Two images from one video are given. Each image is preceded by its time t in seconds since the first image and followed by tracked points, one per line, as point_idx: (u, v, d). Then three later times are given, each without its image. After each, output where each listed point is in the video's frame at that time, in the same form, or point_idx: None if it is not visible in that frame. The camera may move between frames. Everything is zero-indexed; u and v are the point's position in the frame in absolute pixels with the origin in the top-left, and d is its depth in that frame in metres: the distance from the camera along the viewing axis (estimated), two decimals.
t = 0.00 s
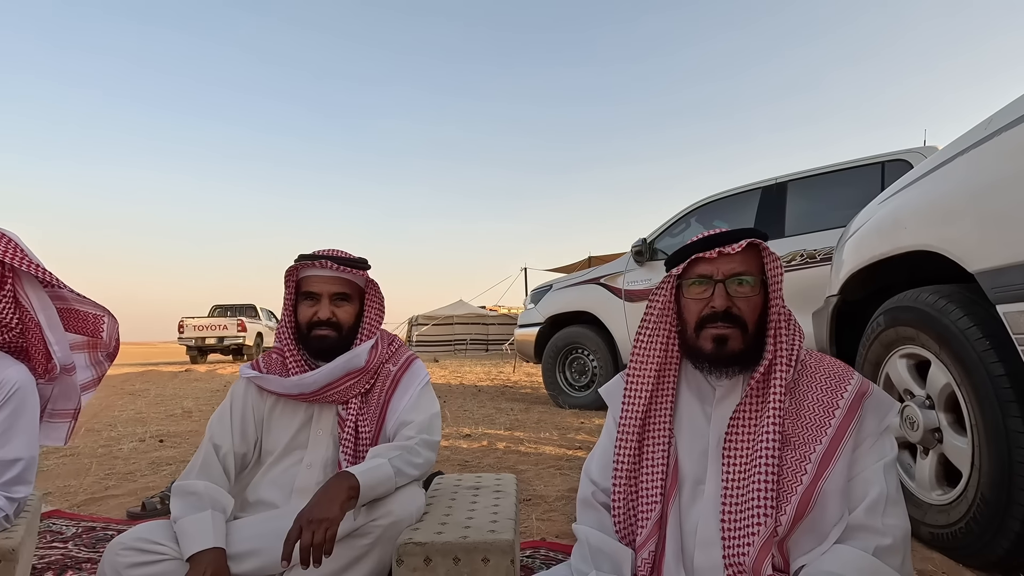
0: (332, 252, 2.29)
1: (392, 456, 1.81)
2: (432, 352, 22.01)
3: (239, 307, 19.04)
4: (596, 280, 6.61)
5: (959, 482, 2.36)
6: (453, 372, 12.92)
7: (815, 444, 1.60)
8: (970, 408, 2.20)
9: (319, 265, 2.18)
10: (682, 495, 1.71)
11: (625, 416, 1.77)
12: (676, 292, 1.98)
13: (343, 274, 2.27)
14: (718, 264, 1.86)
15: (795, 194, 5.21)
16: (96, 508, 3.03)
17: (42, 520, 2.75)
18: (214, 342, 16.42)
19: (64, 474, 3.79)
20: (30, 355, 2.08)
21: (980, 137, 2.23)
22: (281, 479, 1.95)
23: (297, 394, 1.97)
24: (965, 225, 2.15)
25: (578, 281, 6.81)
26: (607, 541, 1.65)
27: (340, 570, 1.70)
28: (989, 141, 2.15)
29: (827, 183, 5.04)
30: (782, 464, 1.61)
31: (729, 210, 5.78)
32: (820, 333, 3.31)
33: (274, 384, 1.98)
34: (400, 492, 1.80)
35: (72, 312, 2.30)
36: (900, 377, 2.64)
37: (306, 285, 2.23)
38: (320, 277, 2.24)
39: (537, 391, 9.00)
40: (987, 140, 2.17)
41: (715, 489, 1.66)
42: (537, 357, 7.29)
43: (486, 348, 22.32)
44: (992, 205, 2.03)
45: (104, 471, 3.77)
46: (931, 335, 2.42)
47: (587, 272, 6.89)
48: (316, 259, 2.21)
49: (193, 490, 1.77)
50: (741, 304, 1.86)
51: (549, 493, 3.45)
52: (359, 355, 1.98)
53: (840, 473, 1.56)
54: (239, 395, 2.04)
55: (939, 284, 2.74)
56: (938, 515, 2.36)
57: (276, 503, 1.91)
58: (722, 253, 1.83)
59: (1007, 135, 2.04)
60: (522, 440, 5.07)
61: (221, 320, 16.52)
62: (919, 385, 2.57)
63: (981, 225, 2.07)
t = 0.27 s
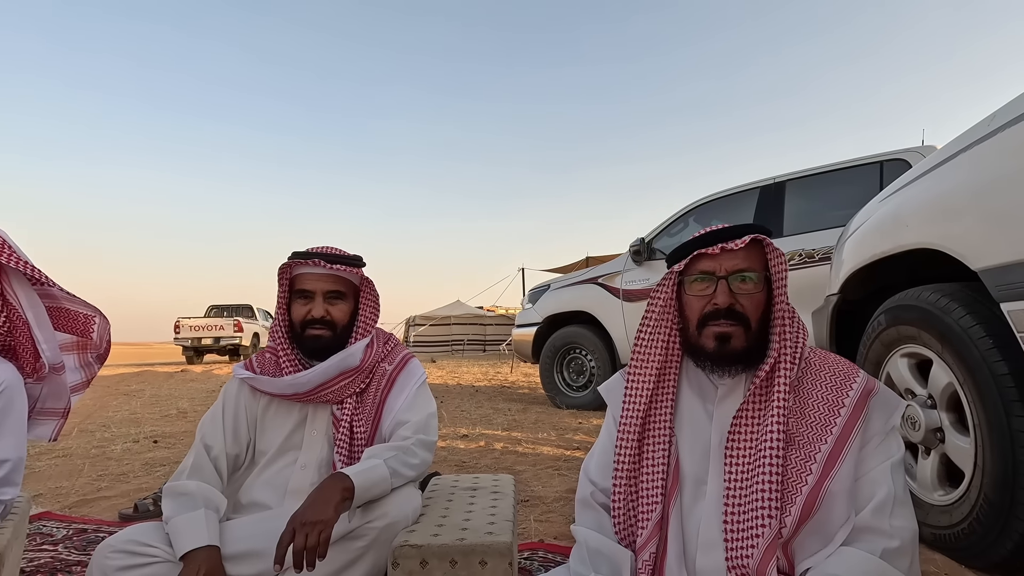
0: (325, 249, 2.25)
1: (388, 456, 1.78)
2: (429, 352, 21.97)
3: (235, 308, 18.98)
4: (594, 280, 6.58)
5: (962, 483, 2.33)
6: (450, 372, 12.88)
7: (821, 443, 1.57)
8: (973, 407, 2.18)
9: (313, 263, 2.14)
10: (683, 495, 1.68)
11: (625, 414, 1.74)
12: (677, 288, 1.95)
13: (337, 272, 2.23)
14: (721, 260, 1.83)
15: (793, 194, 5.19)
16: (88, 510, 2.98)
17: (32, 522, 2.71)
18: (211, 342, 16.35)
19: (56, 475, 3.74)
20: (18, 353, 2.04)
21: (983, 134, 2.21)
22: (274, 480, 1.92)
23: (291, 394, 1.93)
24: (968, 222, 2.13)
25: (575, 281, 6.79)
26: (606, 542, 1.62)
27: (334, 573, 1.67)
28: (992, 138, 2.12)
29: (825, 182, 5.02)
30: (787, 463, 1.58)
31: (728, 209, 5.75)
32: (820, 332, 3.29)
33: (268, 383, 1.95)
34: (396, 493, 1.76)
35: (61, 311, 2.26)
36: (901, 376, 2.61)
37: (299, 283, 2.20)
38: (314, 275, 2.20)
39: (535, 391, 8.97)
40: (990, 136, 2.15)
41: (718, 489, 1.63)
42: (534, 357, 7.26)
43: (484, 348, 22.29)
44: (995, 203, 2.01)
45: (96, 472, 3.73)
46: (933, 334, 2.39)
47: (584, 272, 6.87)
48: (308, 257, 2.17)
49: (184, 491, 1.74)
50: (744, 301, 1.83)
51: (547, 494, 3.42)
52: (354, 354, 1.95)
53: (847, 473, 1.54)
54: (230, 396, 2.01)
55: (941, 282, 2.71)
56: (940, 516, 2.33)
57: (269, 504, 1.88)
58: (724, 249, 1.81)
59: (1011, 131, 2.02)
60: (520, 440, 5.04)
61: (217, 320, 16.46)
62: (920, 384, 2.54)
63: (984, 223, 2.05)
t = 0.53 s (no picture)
0: (320, 249, 2.23)
1: (384, 458, 1.76)
2: (426, 353, 21.94)
3: (231, 308, 18.92)
4: (591, 280, 6.57)
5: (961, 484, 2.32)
6: (447, 373, 12.86)
7: (822, 443, 1.56)
8: (973, 408, 2.17)
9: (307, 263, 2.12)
10: (683, 497, 1.66)
11: (622, 414, 1.73)
12: (676, 287, 1.93)
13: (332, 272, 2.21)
14: (720, 259, 1.82)
15: (791, 194, 5.18)
16: (80, 512, 2.95)
17: (23, 525, 2.68)
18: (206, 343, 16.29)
19: (49, 477, 3.71)
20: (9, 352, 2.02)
21: (983, 133, 2.20)
22: (268, 482, 1.90)
23: (286, 395, 1.91)
24: (969, 222, 2.12)
25: (573, 282, 6.78)
26: (604, 545, 1.61)
27: None
28: (992, 138, 2.11)
29: (823, 183, 5.01)
30: (788, 464, 1.57)
31: (725, 210, 5.75)
32: (818, 333, 3.28)
33: (262, 384, 1.93)
34: (392, 495, 1.74)
35: (53, 311, 2.23)
36: (900, 377, 2.60)
37: (293, 283, 2.18)
38: (308, 275, 2.18)
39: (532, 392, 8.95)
40: (990, 136, 2.14)
41: (718, 490, 1.61)
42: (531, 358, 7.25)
43: (481, 349, 22.27)
44: (996, 202, 1.99)
45: (90, 474, 3.69)
46: (933, 334, 2.38)
47: (582, 273, 6.86)
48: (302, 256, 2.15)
49: (178, 492, 1.72)
50: (744, 300, 1.82)
51: (544, 495, 3.40)
52: (349, 355, 1.93)
53: (849, 474, 1.52)
54: (224, 396, 1.98)
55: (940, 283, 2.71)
56: (940, 517, 2.32)
57: (262, 507, 1.85)
58: (724, 247, 1.80)
59: (1011, 131, 2.00)
60: (517, 441, 5.02)
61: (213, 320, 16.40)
62: (919, 385, 2.53)
63: (985, 223, 2.04)
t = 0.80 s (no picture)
0: (315, 247, 2.21)
1: (380, 458, 1.75)
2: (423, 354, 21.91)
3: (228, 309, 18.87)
4: (589, 280, 6.56)
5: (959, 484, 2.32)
6: (444, 374, 12.84)
7: (821, 441, 1.55)
8: (971, 407, 2.17)
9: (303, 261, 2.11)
10: (681, 496, 1.65)
11: (619, 413, 1.72)
12: (674, 286, 1.93)
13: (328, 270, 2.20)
14: (718, 257, 1.81)
15: (788, 195, 5.18)
16: (74, 514, 2.93)
17: (15, 527, 2.65)
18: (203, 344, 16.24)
19: (42, 478, 3.68)
20: (10, 349, 2.04)
21: (980, 133, 2.19)
22: (263, 483, 1.88)
23: (281, 395, 1.90)
24: (966, 222, 2.12)
25: (570, 282, 6.77)
26: (603, 545, 1.60)
27: None
28: (990, 137, 2.11)
29: (820, 183, 5.02)
30: (786, 462, 1.56)
31: (722, 210, 5.75)
32: (815, 333, 3.28)
33: (257, 384, 1.91)
34: (389, 496, 1.73)
35: (39, 307, 2.24)
36: (898, 376, 2.60)
37: (289, 282, 2.16)
38: (304, 274, 2.17)
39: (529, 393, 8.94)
40: (988, 135, 2.14)
41: (716, 489, 1.60)
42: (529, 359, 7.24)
43: (478, 350, 22.25)
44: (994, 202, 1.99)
45: (83, 475, 3.67)
46: (930, 334, 2.38)
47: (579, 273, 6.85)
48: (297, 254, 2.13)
49: (172, 492, 1.70)
50: (741, 298, 1.81)
51: (541, 496, 3.39)
52: (345, 355, 1.92)
53: (848, 472, 1.52)
54: (218, 396, 1.97)
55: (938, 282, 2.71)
56: (938, 517, 2.32)
57: (258, 508, 1.84)
58: (722, 245, 1.79)
59: (1009, 130, 2.00)
60: (514, 442, 5.00)
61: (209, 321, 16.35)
62: (917, 385, 2.53)
63: (983, 222, 2.03)
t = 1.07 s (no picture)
0: (311, 247, 2.20)
1: (376, 459, 1.74)
2: (420, 355, 21.89)
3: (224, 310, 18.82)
4: (585, 281, 6.57)
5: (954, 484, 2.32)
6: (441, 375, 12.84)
7: (815, 442, 1.55)
8: (966, 408, 2.17)
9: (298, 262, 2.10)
10: (676, 496, 1.65)
11: (613, 413, 1.72)
12: (668, 287, 1.93)
13: (323, 271, 2.19)
14: (712, 257, 1.81)
15: (784, 196, 5.19)
16: (68, 516, 2.92)
17: (8, 529, 2.64)
18: (198, 345, 16.19)
19: (36, 479, 3.66)
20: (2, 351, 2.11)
21: (975, 135, 2.20)
22: (257, 485, 1.88)
23: (276, 396, 1.90)
24: (961, 223, 2.12)
25: (567, 283, 6.77)
26: (598, 546, 1.60)
27: None
28: (985, 138, 2.11)
29: (816, 185, 5.02)
30: (781, 463, 1.56)
31: (719, 211, 5.75)
32: (811, 333, 3.28)
33: (252, 385, 1.91)
34: (384, 497, 1.73)
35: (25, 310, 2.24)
36: (893, 377, 2.61)
37: (284, 282, 2.15)
38: (299, 274, 2.16)
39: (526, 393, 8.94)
40: (983, 137, 2.14)
41: (711, 489, 1.60)
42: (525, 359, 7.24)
43: (475, 350, 22.23)
44: (989, 203, 2.00)
45: (78, 477, 3.65)
46: (925, 334, 2.39)
47: (576, 274, 6.85)
48: (293, 254, 2.12)
49: (168, 493, 1.70)
50: (736, 299, 1.81)
51: (538, 497, 3.39)
52: (340, 355, 1.92)
53: (843, 472, 1.52)
54: (213, 397, 1.96)
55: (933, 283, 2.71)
56: (933, 517, 2.32)
57: (252, 510, 1.83)
58: (715, 246, 1.79)
59: (1004, 131, 2.01)
60: (511, 443, 5.00)
61: (205, 322, 16.31)
62: (912, 385, 2.54)
63: (978, 223, 2.04)
